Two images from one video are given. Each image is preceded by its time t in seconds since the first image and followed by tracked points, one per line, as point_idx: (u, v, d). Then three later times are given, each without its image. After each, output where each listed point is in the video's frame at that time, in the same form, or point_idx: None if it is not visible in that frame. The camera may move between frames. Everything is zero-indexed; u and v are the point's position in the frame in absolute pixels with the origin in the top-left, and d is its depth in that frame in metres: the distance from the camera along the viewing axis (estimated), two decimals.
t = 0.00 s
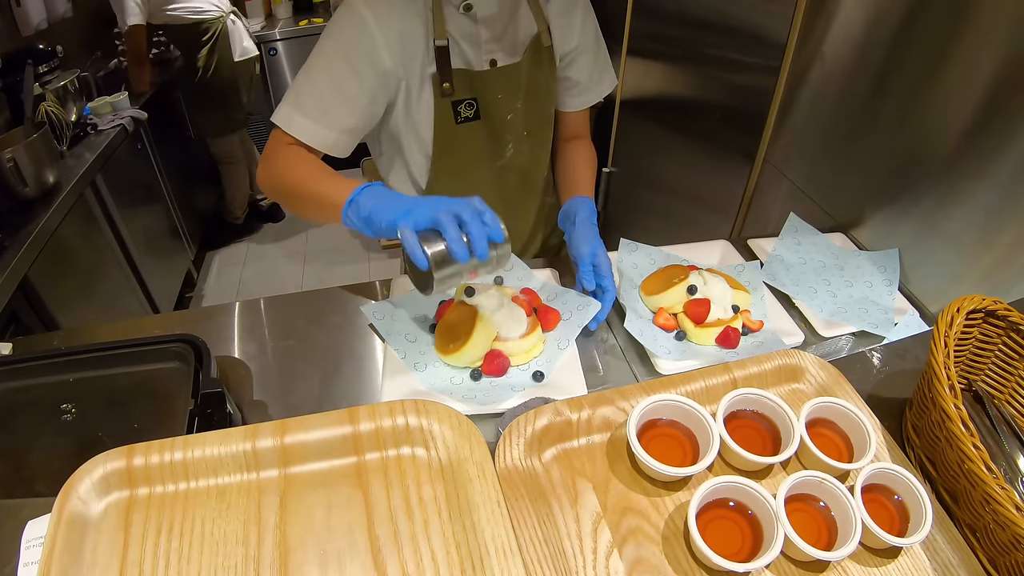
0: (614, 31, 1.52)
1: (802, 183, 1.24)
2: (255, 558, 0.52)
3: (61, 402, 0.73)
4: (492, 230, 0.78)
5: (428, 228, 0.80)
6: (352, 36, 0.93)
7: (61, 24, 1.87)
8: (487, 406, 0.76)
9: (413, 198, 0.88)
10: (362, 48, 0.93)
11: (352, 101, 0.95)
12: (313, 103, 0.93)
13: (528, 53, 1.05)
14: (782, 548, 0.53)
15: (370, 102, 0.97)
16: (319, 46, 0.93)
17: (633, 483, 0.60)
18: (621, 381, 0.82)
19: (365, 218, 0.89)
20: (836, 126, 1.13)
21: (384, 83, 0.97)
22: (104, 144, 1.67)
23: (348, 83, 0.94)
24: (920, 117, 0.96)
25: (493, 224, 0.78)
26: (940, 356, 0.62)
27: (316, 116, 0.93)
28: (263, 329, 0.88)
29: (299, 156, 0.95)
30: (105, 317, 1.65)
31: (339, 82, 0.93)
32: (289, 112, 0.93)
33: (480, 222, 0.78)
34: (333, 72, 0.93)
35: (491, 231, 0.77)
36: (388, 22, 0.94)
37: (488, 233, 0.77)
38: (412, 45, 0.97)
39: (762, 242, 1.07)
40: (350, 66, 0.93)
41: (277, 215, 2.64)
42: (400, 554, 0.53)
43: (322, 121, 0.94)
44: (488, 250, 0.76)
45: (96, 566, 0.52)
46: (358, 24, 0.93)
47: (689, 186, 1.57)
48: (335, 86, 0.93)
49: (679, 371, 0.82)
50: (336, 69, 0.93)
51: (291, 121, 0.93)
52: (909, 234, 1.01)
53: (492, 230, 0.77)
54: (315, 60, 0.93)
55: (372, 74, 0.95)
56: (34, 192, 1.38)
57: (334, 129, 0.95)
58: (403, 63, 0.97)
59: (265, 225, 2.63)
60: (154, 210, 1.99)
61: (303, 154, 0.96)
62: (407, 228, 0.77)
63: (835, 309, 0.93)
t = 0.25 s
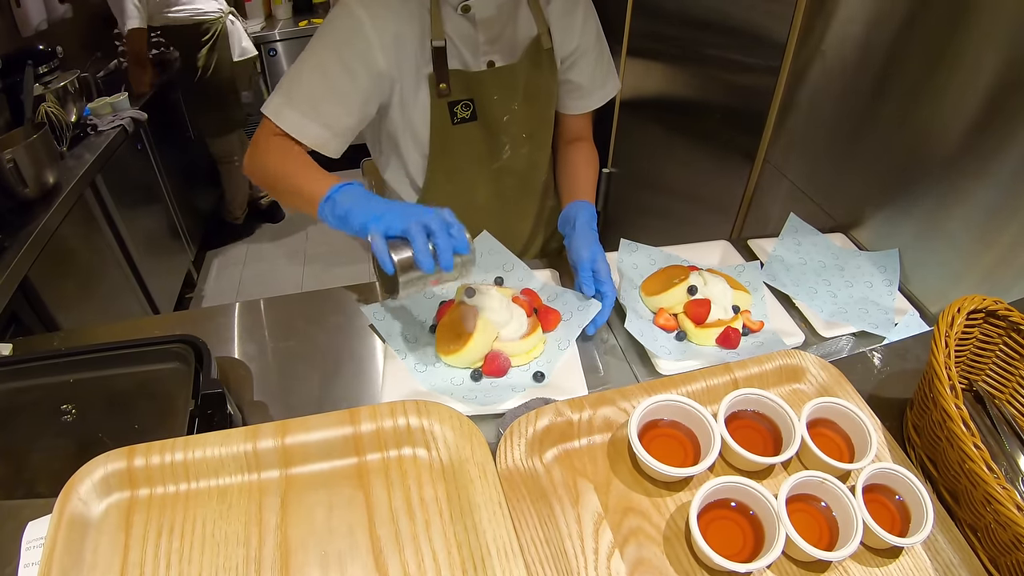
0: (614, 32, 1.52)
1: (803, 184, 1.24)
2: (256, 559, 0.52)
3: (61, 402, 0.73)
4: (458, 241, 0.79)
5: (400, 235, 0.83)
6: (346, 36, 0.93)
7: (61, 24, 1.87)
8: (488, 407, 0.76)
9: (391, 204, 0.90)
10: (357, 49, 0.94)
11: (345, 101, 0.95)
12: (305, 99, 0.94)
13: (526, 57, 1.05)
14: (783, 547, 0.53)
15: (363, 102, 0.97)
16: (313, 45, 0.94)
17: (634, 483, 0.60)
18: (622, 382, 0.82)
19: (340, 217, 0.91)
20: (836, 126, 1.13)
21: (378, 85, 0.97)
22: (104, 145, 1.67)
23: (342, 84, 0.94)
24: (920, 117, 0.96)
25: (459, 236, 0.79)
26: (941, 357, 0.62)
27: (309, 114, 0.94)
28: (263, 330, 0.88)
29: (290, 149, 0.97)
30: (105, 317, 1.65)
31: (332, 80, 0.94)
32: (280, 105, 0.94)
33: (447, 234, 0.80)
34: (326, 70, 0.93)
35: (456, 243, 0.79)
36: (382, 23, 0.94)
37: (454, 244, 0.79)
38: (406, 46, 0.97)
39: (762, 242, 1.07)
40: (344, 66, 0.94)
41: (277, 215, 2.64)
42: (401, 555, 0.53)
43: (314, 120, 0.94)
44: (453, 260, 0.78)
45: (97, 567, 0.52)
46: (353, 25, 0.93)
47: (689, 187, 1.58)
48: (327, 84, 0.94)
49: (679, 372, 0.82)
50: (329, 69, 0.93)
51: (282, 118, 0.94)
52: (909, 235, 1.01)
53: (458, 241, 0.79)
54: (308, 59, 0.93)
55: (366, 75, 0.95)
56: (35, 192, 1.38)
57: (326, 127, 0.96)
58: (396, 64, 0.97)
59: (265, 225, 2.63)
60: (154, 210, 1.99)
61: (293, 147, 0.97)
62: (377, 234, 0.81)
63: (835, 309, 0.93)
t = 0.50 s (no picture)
0: (615, 33, 1.52)
1: (802, 184, 1.24)
2: (256, 559, 0.53)
3: (61, 403, 0.73)
4: (419, 203, 0.78)
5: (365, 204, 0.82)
6: (338, 40, 0.95)
7: (61, 25, 1.88)
8: (488, 408, 0.76)
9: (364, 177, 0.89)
10: (347, 52, 0.95)
11: (334, 104, 0.97)
12: (299, 102, 0.96)
13: (523, 56, 1.05)
14: (782, 548, 0.53)
15: (352, 104, 0.99)
16: (310, 48, 0.96)
17: (634, 484, 0.60)
18: (621, 382, 0.83)
19: (322, 199, 0.91)
20: (835, 127, 1.13)
21: (367, 87, 0.99)
22: (104, 146, 1.67)
23: (331, 86, 0.96)
24: (920, 117, 0.96)
25: (419, 198, 0.78)
26: (940, 358, 0.62)
27: (300, 115, 0.96)
28: (263, 331, 0.88)
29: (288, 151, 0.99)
30: (104, 318, 1.65)
31: (323, 84, 0.96)
32: (278, 110, 0.97)
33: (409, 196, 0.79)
34: (318, 74, 0.95)
35: (417, 205, 0.78)
36: (372, 26, 0.95)
37: (415, 207, 0.78)
38: (400, 48, 0.98)
39: (762, 243, 1.07)
40: (334, 70, 0.95)
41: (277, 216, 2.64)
42: (401, 555, 0.53)
43: (304, 121, 0.97)
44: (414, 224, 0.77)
45: (97, 568, 0.52)
46: (345, 29, 0.95)
47: (689, 187, 1.58)
48: (319, 88, 0.96)
49: (679, 372, 0.82)
50: (321, 71, 0.95)
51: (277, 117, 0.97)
52: (909, 235, 1.01)
53: (420, 203, 0.78)
54: (305, 62, 0.96)
55: (355, 78, 0.96)
56: (34, 193, 1.38)
57: (315, 128, 0.98)
58: (386, 67, 0.98)
59: (265, 226, 2.63)
60: (153, 211, 1.99)
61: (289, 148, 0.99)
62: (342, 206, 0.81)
63: (835, 310, 0.93)
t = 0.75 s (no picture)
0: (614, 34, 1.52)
1: (802, 185, 1.24)
2: (256, 560, 0.53)
3: (61, 404, 0.73)
4: (430, 231, 0.80)
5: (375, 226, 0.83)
6: (335, 40, 0.95)
7: (61, 26, 1.89)
8: (487, 409, 0.76)
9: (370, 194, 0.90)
10: (344, 52, 0.95)
11: (333, 104, 0.97)
12: (299, 103, 0.96)
13: (520, 56, 1.05)
14: (782, 548, 0.53)
15: (351, 104, 0.99)
16: (307, 49, 0.96)
17: (633, 485, 0.60)
18: (621, 383, 0.83)
19: (326, 209, 0.91)
20: (834, 127, 1.13)
21: (366, 86, 0.98)
22: (104, 147, 1.67)
23: (330, 87, 0.96)
24: (919, 117, 0.96)
25: (430, 225, 0.80)
26: (939, 357, 0.62)
27: (300, 116, 0.97)
28: (263, 331, 0.88)
29: (289, 150, 0.99)
30: (104, 319, 1.65)
31: (323, 84, 0.96)
32: (278, 109, 0.97)
33: (420, 224, 0.80)
34: (318, 75, 0.95)
35: (428, 232, 0.79)
36: (369, 26, 0.95)
37: (427, 234, 0.79)
38: (396, 48, 0.98)
39: (762, 243, 1.07)
40: (333, 70, 0.96)
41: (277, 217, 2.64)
42: (400, 556, 0.53)
43: (305, 122, 0.97)
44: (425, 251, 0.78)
45: (97, 568, 0.52)
46: (341, 28, 0.95)
47: (689, 188, 1.58)
48: (319, 88, 0.96)
49: (679, 373, 0.82)
50: (319, 72, 0.95)
51: (276, 118, 0.97)
52: (909, 235, 1.01)
53: (430, 232, 0.79)
54: (302, 64, 0.96)
55: (353, 77, 0.96)
56: (34, 195, 1.38)
57: (316, 129, 0.98)
58: (384, 65, 0.98)
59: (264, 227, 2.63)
60: (153, 212, 1.99)
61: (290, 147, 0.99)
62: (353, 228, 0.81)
63: (835, 310, 0.93)
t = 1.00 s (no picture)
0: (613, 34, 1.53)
1: (801, 185, 1.24)
2: (256, 561, 0.53)
3: (61, 405, 0.74)
4: (431, 203, 0.81)
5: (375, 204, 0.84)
6: (336, 43, 0.95)
7: (61, 27, 1.89)
8: (487, 410, 0.77)
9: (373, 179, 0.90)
10: (344, 55, 0.95)
11: (334, 108, 0.97)
12: (301, 108, 0.97)
13: (519, 57, 1.05)
14: (780, 549, 0.53)
15: (352, 108, 0.99)
16: (308, 55, 0.96)
17: (632, 486, 0.60)
18: (621, 384, 0.83)
19: (332, 203, 0.90)
20: (833, 128, 1.14)
21: (367, 89, 0.98)
22: (104, 148, 1.67)
23: (331, 91, 0.96)
24: (918, 118, 0.96)
25: (430, 197, 0.81)
26: (937, 359, 0.62)
27: (302, 121, 0.97)
28: (263, 333, 0.88)
29: (294, 158, 0.99)
30: (104, 321, 1.65)
31: (324, 89, 0.96)
32: (280, 116, 0.98)
33: (420, 196, 0.81)
34: (318, 80, 0.96)
35: (429, 204, 0.81)
36: (369, 28, 0.95)
37: (428, 206, 0.81)
38: (396, 50, 0.98)
39: (761, 244, 1.07)
40: (334, 74, 0.96)
41: (277, 218, 2.65)
42: (400, 557, 0.53)
43: (308, 127, 0.97)
44: (427, 224, 0.79)
45: (98, 569, 0.52)
46: (342, 32, 0.95)
47: (688, 189, 1.58)
48: (320, 93, 0.96)
49: (678, 374, 0.82)
50: (320, 76, 0.96)
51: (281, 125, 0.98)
52: (908, 235, 1.01)
53: (431, 203, 0.81)
54: (304, 69, 0.96)
55: (354, 80, 0.96)
56: (34, 196, 1.39)
57: (318, 135, 0.98)
58: (384, 67, 0.98)
59: (264, 228, 2.63)
60: (153, 213, 1.99)
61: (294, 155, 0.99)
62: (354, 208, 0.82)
63: (834, 311, 0.93)
